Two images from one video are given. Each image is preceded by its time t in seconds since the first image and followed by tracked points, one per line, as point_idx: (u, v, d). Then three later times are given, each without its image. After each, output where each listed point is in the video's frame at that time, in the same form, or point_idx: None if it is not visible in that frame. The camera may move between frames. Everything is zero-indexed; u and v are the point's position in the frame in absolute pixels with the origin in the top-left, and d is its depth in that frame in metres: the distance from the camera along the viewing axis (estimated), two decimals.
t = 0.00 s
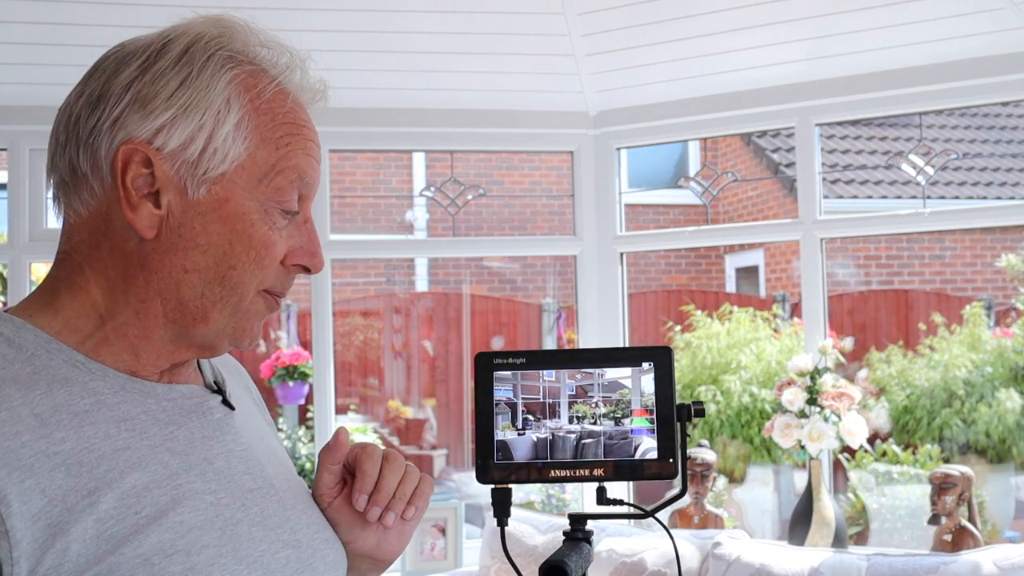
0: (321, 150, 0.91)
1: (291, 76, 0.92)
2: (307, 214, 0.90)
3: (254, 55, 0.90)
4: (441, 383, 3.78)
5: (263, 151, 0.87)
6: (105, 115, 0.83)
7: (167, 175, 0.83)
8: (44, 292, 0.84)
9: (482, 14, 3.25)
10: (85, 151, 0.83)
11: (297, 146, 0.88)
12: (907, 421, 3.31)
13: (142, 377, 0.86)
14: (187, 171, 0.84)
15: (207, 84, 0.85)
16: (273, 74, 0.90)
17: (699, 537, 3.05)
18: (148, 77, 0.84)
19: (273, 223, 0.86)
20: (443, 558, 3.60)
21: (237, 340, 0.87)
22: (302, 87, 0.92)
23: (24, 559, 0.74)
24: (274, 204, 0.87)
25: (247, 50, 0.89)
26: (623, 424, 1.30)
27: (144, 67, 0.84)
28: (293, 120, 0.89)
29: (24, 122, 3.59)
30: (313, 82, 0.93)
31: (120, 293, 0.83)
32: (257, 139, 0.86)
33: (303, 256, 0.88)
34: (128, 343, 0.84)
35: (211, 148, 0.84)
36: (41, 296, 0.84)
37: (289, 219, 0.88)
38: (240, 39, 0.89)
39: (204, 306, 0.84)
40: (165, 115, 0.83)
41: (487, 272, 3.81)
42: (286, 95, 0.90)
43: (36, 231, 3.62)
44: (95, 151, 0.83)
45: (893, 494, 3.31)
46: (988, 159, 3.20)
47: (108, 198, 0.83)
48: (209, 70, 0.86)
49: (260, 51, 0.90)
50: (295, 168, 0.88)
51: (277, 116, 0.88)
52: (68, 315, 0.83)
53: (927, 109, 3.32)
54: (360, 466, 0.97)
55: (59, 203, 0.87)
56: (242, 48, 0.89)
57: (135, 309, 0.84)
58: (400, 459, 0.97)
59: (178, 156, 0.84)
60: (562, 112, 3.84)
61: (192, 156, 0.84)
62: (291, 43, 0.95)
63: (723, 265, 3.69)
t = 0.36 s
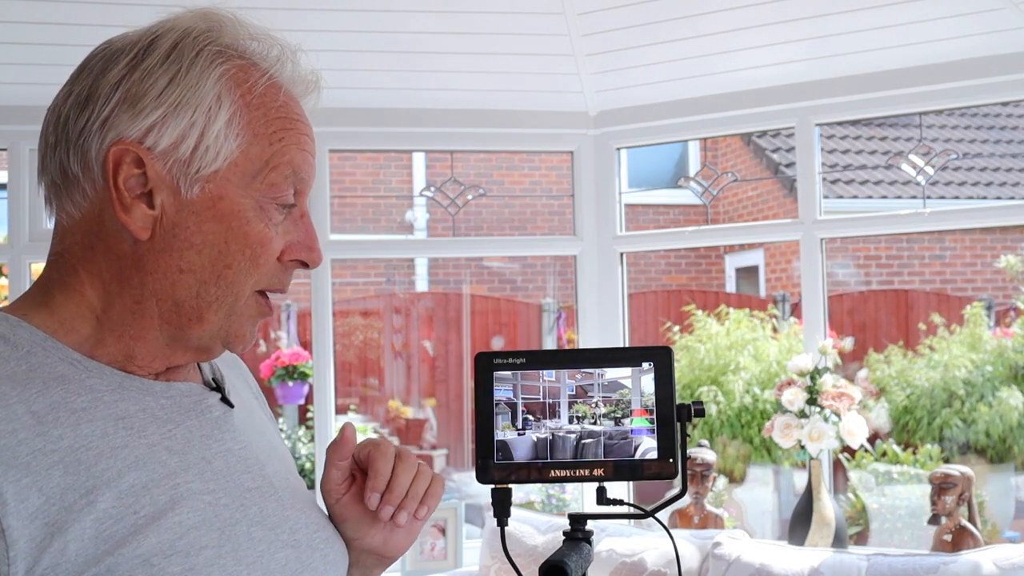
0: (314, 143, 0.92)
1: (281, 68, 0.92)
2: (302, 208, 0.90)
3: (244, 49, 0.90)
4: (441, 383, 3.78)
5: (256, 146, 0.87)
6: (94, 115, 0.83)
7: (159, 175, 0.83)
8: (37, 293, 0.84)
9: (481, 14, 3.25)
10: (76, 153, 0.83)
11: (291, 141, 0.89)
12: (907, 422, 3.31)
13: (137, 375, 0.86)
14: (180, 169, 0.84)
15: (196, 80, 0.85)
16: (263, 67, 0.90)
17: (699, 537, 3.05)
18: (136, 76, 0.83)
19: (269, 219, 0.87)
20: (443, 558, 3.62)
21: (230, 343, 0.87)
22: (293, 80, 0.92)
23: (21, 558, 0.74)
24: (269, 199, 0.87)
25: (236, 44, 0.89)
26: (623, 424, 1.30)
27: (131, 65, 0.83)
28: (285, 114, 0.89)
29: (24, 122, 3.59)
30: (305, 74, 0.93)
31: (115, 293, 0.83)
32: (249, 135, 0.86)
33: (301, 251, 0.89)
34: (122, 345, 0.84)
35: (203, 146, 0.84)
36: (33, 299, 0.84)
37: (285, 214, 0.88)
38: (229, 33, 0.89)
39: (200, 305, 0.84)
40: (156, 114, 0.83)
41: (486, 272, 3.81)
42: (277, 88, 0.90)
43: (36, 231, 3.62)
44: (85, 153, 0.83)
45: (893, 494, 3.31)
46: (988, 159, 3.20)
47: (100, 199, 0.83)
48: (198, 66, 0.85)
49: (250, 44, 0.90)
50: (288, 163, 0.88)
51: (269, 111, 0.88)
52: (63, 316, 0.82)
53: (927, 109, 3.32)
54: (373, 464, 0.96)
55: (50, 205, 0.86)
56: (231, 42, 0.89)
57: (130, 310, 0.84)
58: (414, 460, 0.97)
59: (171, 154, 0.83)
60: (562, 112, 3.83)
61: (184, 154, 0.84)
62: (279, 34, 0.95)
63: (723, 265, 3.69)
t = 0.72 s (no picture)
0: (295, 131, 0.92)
1: (259, 56, 0.93)
2: (285, 197, 0.91)
3: (219, 38, 0.91)
4: (441, 383, 3.78)
5: (235, 135, 0.88)
6: (71, 109, 0.84)
7: (138, 166, 0.84)
8: (22, 290, 0.85)
9: (481, 14, 3.24)
10: (54, 148, 0.84)
11: (270, 128, 0.90)
12: (907, 422, 3.31)
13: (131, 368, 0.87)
14: (159, 159, 0.85)
15: (172, 69, 0.86)
16: (239, 56, 0.91)
17: (699, 537, 3.05)
18: (112, 67, 0.84)
19: (252, 208, 0.88)
20: (443, 558, 3.64)
21: (216, 336, 0.88)
22: (271, 68, 0.93)
23: (23, 550, 0.75)
24: (251, 187, 0.88)
25: (212, 33, 0.91)
26: (623, 424, 1.30)
27: (106, 57, 0.85)
28: (263, 102, 0.90)
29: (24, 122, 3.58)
30: (282, 62, 0.95)
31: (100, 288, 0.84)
32: (227, 124, 0.87)
33: (285, 240, 0.90)
34: (109, 340, 0.85)
35: (181, 134, 0.85)
36: (18, 296, 0.84)
37: (268, 203, 0.89)
38: (203, 22, 0.90)
39: (185, 298, 0.85)
40: (132, 103, 0.84)
41: (486, 272, 3.81)
42: (255, 76, 0.91)
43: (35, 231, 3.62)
44: (64, 147, 0.84)
45: (893, 494, 3.31)
46: (988, 159, 3.20)
47: (80, 193, 0.84)
48: (173, 55, 0.87)
49: (225, 33, 0.91)
50: (269, 151, 0.89)
51: (247, 99, 0.89)
52: (49, 312, 0.84)
53: (927, 109, 3.32)
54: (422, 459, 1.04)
55: (32, 204, 0.87)
56: (206, 31, 0.90)
57: (115, 303, 0.84)
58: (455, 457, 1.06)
59: (148, 144, 0.84)
60: (563, 112, 3.83)
61: (162, 144, 0.84)
62: (256, 24, 0.96)
63: (723, 265, 3.69)
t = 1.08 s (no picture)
0: (287, 122, 0.92)
1: (249, 46, 0.93)
2: (279, 188, 0.91)
3: (209, 28, 0.90)
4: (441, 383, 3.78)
5: (228, 125, 0.87)
6: (60, 101, 0.83)
7: (130, 157, 0.83)
8: (15, 287, 0.85)
9: (479, 14, 3.24)
10: (44, 143, 0.83)
11: (263, 117, 0.89)
12: (907, 422, 3.31)
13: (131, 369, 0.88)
14: (151, 151, 0.84)
15: (162, 60, 0.86)
16: (229, 46, 0.91)
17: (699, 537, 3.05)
18: (100, 59, 0.84)
19: (247, 199, 0.87)
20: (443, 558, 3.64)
21: (213, 332, 0.88)
22: (262, 58, 0.93)
23: (25, 551, 0.75)
24: (245, 178, 0.87)
25: (201, 23, 0.90)
26: (623, 424, 1.30)
27: (95, 49, 0.84)
28: (255, 91, 0.90)
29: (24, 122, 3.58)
30: (272, 53, 0.95)
31: (94, 283, 0.83)
32: (220, 114, 0.87)
33: (281, 232, 0.90)
34: (107, 337, 0.85)
35: (174, 124, 0.84)
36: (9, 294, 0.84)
37: (262, 194, 0.89)
38: (192, 12, 0.90)
39: (181, 292, 0.85)
40: (123, 95, 0.84)
41: (486, 272, 3.81)
42: (246, 66, 0.91)
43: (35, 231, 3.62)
44: (54, 141, 0.83)
45: (893, 494, 3.31)
46: (988, 159, 3.20)
47: (71, 187, 0.83)
48: (163, 46, 0.86)
49: (214, 23, 0.91)
50: (262, 140, 0.89)
51: (239, 88, 0.89)
52: (43, 310, 0.83)
53: (927, 109, 3.32)
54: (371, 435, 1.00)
55: (21, 201, 0.86)
56: (195, 21, 0.90)
57: (110, 299, 0.84)
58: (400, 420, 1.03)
59: (140, 136, 0.84)
60: (563, 112, 3.83)
61: (154, 135, 0.84)
62: (245, 14, 0.96)
63: (723, 265, 3.69)
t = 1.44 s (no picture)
0: (299, 120, 0.93)
1: (261, 44, 0.94)
2: (293, 185, 0.92)
3: (222, 26, 0.91)
4: (441, 383, 3.78)
5: (242, 122, 0.88)
6: (75, 101, 0.84)
7: (146, 156, 0.84)
8: (26, 286, 0.85)
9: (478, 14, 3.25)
10: (59, 142, 0.84)
11: (276, 114, 0.90)
12: (907, 422, 3.31)
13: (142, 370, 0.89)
14: (167, 149, 0.85)
15: (177, 58, 0.87)
16: (241, 44, 0.92)
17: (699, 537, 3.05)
18: (115, 57, 0.85)
19: (262, 196, 0.88)
20: (443, 558, 3.65)
21: (237, 323, 0.89)
22: (274, 55, 0.94)
23: (29, 553, 0.76)
24: (260, 175, 0.88)
25: (213, 22, 0.91)
26: (623, 424, 1.30)
27: (109, 48, 0.85)
28: (268, 89, 0.91)
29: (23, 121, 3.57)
30: (284, 51, 0.96)
31: (110, 282, 0.84)
32: (235, 111, 0.88)
33: (295, 230, 0.91)
34: (120, 336, 0.86)
35: (189, 122, 0.85)
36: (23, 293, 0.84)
37: (277, 192, 0.90)
38: (204, 11, 0.91)
39: (198, 289, 0.86)
40: (138, 93, 0.84)
41: (486, 272, 3.81)
42: (258, 64, 0.92)
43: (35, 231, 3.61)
44: (69, 140, 0.84)
45: (893, 494, 3.31)
46: (988, 159, 3.20)
47: (87, 186, 0.84)
48: (177, 44, 0.87)
49: (226, 21, 0.92)
50: (277, 137, 0.90)
51: (252, 85, 0.90)
52: (55, 308, 0.84)
53: (927, 109, 3.32)
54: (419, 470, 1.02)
55: (34, 201, 0.87)
56: (206, 19, 0.91)
57: (125, 297, 0.84)
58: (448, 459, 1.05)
59: (157, 133, 0.85)
60: (563, 112, 3.83)
61: (170, 132, 0.85)
62: (256, 12, 0.97)
63: (723, 265, 3.69)
